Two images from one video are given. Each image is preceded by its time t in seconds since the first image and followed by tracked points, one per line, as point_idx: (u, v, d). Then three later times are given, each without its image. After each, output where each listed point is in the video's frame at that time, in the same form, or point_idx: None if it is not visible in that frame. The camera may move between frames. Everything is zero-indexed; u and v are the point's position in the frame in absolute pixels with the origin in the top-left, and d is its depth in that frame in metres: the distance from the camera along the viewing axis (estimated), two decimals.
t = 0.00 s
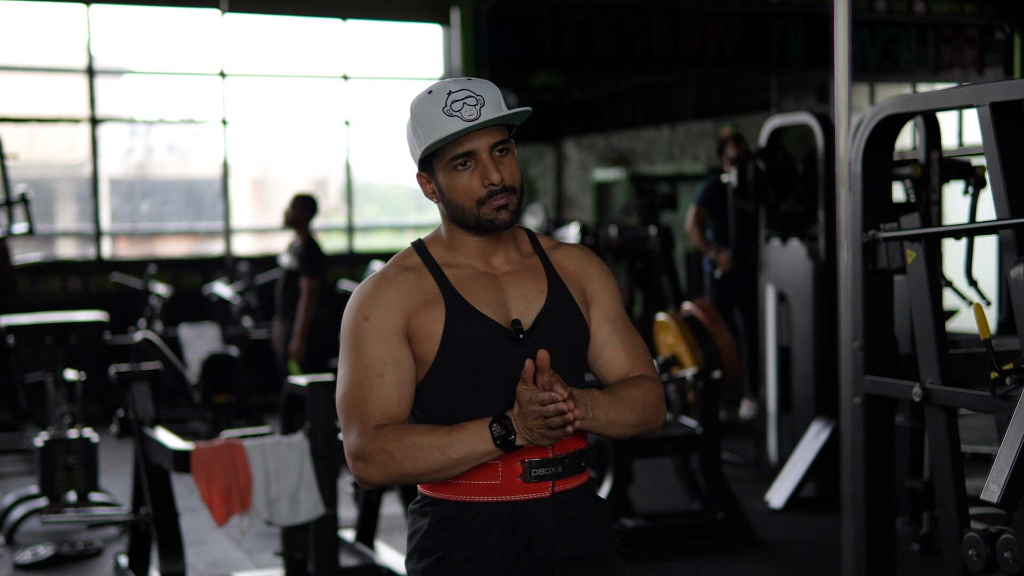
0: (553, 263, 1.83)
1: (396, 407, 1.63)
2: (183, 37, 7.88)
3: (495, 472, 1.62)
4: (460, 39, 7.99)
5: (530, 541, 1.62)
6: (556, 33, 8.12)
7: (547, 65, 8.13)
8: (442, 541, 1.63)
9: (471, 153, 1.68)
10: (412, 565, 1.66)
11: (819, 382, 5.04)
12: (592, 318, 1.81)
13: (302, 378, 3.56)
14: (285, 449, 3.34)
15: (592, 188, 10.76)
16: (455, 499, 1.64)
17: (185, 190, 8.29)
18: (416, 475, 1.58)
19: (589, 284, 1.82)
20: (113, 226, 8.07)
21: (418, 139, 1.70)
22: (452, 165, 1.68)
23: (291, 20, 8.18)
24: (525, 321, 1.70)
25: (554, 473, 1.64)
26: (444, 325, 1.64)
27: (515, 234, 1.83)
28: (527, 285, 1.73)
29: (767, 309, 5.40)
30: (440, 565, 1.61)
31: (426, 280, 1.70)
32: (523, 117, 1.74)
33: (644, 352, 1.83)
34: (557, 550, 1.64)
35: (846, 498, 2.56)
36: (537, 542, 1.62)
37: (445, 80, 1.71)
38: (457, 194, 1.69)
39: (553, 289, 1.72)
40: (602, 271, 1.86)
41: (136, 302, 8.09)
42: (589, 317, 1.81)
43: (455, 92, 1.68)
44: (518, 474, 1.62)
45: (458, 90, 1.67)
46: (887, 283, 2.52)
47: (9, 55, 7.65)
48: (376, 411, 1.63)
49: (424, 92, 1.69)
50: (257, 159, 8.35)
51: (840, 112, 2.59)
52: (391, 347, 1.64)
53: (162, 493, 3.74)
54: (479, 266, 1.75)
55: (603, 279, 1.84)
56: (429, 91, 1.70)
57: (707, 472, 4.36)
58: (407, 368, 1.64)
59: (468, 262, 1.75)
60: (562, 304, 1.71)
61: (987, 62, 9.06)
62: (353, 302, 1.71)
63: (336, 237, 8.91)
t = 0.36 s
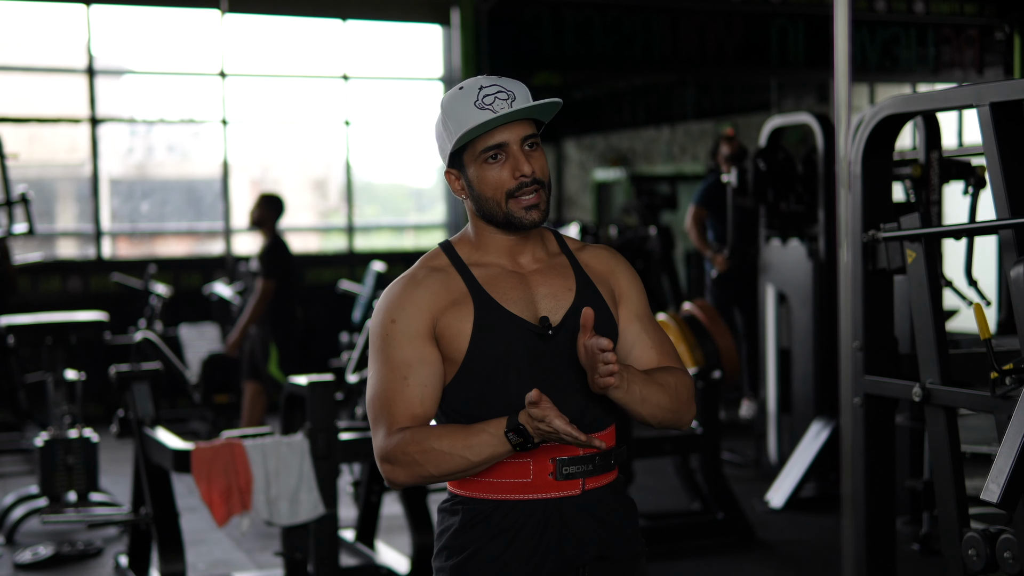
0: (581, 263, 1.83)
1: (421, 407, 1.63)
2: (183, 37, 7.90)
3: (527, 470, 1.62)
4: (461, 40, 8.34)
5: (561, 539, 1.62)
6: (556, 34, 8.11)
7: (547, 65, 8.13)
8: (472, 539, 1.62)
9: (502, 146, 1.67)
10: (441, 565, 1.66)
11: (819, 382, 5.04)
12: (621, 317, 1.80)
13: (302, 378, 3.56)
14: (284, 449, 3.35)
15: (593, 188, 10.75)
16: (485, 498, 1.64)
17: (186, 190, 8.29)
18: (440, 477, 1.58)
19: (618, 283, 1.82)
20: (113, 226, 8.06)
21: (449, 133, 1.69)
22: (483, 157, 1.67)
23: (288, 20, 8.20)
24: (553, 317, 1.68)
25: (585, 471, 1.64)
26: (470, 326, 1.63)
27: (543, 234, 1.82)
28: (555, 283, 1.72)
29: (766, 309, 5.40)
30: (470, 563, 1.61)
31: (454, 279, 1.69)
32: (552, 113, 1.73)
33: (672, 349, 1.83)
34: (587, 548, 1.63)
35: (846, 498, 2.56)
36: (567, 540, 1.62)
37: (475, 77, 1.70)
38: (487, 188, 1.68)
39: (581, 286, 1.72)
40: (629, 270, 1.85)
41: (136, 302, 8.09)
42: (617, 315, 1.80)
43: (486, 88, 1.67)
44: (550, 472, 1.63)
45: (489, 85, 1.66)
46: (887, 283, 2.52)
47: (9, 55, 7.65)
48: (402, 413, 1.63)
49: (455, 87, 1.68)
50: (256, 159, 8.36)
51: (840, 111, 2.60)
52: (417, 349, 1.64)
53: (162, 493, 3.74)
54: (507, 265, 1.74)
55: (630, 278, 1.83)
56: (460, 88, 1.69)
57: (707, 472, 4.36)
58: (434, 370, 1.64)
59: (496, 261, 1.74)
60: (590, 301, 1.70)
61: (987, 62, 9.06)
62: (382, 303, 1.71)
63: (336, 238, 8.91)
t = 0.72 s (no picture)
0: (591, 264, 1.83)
1: (431, 401, 1.63)
2: (183, 37, 7.92)
3: (525, 469, 1.63)
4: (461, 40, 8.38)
5: (557, 539, 1.62)
6: (556, 34, 8.12)
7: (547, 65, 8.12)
8: (468, 536, 1.63)
9: (523, 156, 1.67)
10: (438, 561, 1.67)
11: (819, 382, 5.04)
12: (626, 320, 1.80)
13: (302, 378, 3.56)
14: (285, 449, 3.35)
15: (592, 187, 10.74)
16: (483, 495, 1.65)
17: (186, 190, 8.28)
18: (449, 473, 1.58)
19: (626, 287, 1.81)
20: (113, 226, 8.04)
21: (470, 136, 1.69)
22: (502, 165, 1.67)
23: (287, 20, 8.20)
24: (560, 320, 1.69)
25: (584, 472, 1.64)
26: (482, 323, 1.63)
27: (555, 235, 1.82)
28: (565, 284, 1.73)
29: (767, 309, 5.40)
30: (465, 560, 1.62)
31: (466, 276, 1.69)
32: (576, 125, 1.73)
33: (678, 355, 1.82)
34: (584, 550, 1.62)
35: (847, 496, 2.56)
36: (563, 540, 1.62)
37: (500, 80, 1.70)
38: (505, 196, 1.69)
39: (589, 289, 1.72)
40: (639, 274, 1.85)
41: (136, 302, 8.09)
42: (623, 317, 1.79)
43: (511, 94, 1.67)
44: (549, 472, 1.63)
45: (515, 91, 1.66)
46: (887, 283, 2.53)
47: (9, 54, 7.64)
48: (412, 406, 1.63)
49: (480, 90, 1.68)
50: (256, 158, 8.34)
51: (840, 111, 2.60)
52: (429, 343, 1.64)
53: (162, 493, 3.74)
54: (518, 265, 1.74)
55: (639, 282, 1.83)
56: (484, 90, 1.69)
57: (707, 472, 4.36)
58: (444, 365, 1.64)
59: (507, 261, 1.75)
60: (597, 305, 1.71)
61: (987, 62, 9.06)
62: (392, 296, 1.71)
63: (337, 238, 8.78)
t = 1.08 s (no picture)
0: (586, 268, 1.82)
1: (410, 405, 1.65)
2: (183, 37, 7.91)
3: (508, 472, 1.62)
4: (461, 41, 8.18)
5: (538, 543, 1.62)
6: (556, 34, 8.11)
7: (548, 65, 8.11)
8: (450, 537, 1.65)
9: (523, 165, 1.66)
10: (421, 559, 1.68)
11: (819, 382, 5.04)
12: (616, 326, 1.80)
13: (302, 378, 3.55)
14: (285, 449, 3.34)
15: (592, 187, 10.73)
16: (466, 496, 1.65)
17: (185, 190, 8.27)
18: (415, 479, 1.61)
19: (619, 294, 1.80)
20: (113, 226, 8.04)
21: (471, 139, 1.69)
22: (502, 172, 1.66)
23: (288, 20, 8.20)
24: (549, 328, 1.69)
25: (567, 476, 1.64)
26: (467, 333, 1.63)
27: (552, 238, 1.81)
28: (557, 292, 1.72)
29: (767, 309, 5.40)
30: (447, 560, 1.63)
31: (456, 279, 1.69)
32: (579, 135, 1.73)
33: (666, 367, 1.82)
34: (564, 554, 1.62)
35: (847, 495, 2.56)
36: (545, 544, 1.62)
37: (507, 83, 1.69)
38: (501, 203, 1.68)
39: (581, 296, 1.72)
40: (635, 280, 1.84)
41: (136, 302, 8.10)
42: (613, 323, 1.79)
43: (516, 99, 1.67)
44: (531, 476, 1.62)
45: (520, 97, 1.66)
46: (888, 283, 2.53)
47: (9, 55, 7.64)
48: (388, 406, 1.64)
49: (485, 93, 1.67)
50: (256, 158, 8.34)
51: (840, 111, 2.60)
52: (412, 347, 1.65)
53: (162, 493, 3.74)
54: (511, 269, 1.74)
55: (633, 290, 1.82)
56: (489, 93, 1.69)
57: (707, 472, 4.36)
58: (426, 369, 1.65)
59: (500, 264, 1.74)
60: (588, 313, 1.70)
61: (987, 62, 9.06)
62: (382, 292, 1.71)
63: (337, 238, 8.82)
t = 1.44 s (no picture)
0: (569, 267, 1.83)
1: (396, 407, 1.65)
2: (183, 37, 7.91)
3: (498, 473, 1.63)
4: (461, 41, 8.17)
5: (529, 544, 1.63)
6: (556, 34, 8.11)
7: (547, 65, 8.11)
8: (441, 541, 1.65)
9: (501, 158, 1.67)
10: (412, 564, 1.68)
11: (819, 382, 5.04)
12: (601, 325, 1.80)
13: (302, 378, 3.55)
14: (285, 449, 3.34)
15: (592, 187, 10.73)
16: (456, 498, 1.66)
17: (185, 190, 8.28)
18: (403, 481, 1.62)
19: (603, 293, 1.81)
20: (113, 226, 8.04)
21: (448, 136, 1.70)
22: (480, 166, 1.68)
23: (289, 20, 8.20)
24: (535, 326, 1.70)
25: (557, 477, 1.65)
26: (451, 334, 1.64)
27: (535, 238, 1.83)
28: (541, 290, 1.73)
29: (767, 309, 5.40)
30: (438, 564, 1.63)
31: (440, 282, 1.70)
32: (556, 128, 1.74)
33: (651, 364, 1.83)
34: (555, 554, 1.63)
35: (847, 496, 2.56)
36: (536, 545, 1.63)
37: (482, 79, 1.70)
38: (481, 197, 1.70)
39: (566, 294, 1.73)
40: (617, 279, 1.85)
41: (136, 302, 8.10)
42: (599, 322, 1.80)
43: (491, 94, 1.67)
44: (521, 477, 1.63)
45: (495, 92, 1.67)
46: (888, 283, 2.52)
47: (10, 55, 7.65)
48: (375, 409, 1.65)
49: (460, 90, 1.68)
50: (256, 157, 8.35)
51: (840, 111, 2.59)
52: (397, 348, 1.65)
53: (162, 493, 3.74)
54: (495, 269, 1.75)
55: (615, 288, 1.83)
56: (465, 90, 1.69)
57: (707, 472, 4.37)
58: (411, 371, 1.65)
59: (483, 265, 1.76)
60: (573, 312, 1.70)
61: (987, 62, 9.06)
62: (367, 295, 1.72)
63: (336, 238, 8.87)
